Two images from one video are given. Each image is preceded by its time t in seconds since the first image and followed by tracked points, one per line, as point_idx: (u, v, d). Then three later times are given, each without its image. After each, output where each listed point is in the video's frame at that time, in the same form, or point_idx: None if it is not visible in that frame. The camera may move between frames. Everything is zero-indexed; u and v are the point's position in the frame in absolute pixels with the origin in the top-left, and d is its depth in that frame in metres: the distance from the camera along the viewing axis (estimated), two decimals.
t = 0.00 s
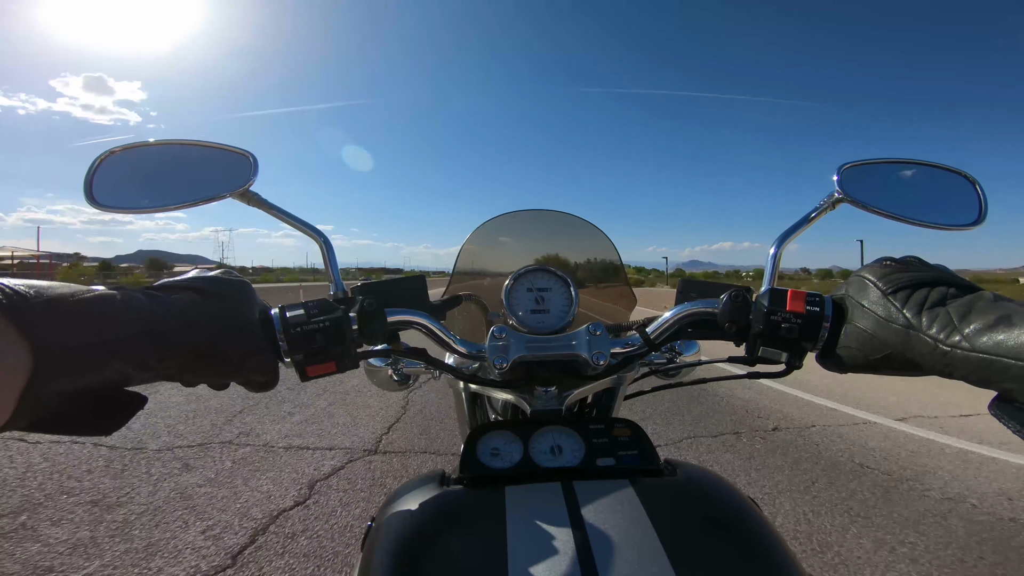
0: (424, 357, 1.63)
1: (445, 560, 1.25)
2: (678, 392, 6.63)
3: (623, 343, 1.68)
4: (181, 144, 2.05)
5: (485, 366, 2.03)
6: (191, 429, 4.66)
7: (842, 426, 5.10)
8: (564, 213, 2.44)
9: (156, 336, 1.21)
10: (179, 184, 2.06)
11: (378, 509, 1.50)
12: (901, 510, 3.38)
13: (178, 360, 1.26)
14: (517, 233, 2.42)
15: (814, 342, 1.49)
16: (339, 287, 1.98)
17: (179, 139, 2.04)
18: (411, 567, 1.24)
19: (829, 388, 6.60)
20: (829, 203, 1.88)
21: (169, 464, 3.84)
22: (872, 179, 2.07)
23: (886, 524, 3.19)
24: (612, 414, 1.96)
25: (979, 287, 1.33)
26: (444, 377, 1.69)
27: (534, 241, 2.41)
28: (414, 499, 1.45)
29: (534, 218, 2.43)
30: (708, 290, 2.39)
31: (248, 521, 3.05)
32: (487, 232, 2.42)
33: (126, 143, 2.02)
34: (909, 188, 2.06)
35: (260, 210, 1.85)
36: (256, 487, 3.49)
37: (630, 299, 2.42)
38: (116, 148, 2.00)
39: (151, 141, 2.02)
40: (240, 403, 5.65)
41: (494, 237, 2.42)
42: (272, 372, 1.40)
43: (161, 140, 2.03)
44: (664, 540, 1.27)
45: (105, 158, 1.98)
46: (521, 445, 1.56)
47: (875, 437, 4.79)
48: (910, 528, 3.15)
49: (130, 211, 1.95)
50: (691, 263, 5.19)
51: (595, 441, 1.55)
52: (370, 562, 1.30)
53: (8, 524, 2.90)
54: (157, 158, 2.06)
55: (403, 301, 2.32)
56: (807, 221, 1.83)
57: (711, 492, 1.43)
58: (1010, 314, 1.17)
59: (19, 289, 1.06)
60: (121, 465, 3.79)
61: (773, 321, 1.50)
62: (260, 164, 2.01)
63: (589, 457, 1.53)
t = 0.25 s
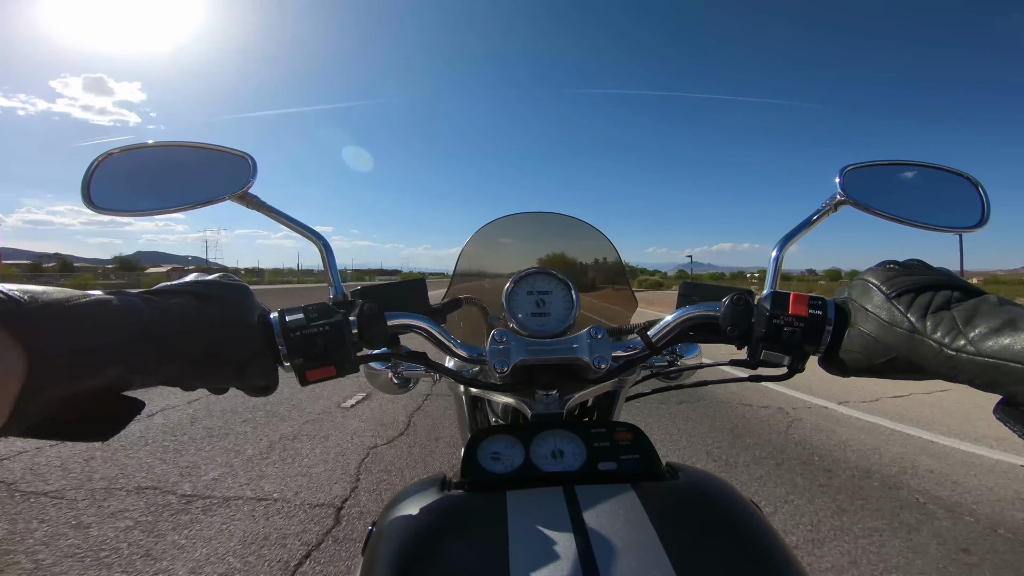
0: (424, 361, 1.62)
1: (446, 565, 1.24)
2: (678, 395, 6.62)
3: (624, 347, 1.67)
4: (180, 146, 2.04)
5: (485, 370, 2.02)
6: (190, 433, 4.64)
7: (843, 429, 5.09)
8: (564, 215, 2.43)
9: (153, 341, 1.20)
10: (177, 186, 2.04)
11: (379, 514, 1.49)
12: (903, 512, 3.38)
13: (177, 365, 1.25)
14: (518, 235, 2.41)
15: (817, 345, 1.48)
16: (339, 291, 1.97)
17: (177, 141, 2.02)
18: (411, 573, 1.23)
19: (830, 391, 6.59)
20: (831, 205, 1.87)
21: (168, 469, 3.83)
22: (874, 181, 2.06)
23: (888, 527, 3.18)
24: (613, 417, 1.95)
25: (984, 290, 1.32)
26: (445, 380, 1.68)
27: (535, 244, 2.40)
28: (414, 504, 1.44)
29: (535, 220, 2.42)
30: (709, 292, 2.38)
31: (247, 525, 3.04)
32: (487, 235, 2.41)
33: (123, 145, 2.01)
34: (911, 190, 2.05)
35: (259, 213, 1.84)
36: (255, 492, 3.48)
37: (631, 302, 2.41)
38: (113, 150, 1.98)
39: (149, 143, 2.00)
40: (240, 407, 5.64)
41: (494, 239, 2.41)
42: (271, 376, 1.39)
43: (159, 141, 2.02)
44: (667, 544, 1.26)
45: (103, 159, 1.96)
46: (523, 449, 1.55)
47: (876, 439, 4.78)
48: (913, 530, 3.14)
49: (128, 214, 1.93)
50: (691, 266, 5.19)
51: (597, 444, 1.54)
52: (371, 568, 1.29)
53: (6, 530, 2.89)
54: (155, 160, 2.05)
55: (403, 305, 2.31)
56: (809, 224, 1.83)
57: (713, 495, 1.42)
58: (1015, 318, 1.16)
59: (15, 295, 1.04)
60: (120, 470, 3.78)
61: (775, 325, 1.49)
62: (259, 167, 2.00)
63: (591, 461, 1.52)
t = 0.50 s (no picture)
0: (426, 362, 1.62)
1: (447, 567, 1.24)
2: (678, 396, 6.62)
3: (626, 348, 1.67)
4: (181, 147, 2.04)
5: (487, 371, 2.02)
6: (190, 435, 4.64)
7: (843, 429, 5.09)
8: (565, 216, 2.43)
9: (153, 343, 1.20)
10: (179, 187, 2.05)
11: (380, 515, 1.49)
12: (904, 513, 3.38)
13: (177, 367, 1.25)
14: (518, 236, 2.41)
15: (819, 347, 1.48)
16: (340, 292, 1.97)
17: (178, 143, 2.03)
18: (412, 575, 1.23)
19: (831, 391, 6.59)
20: (833, 206, 1.87)
21: (169, 470, 3.83)
22: (874, 182, 2.06)
23: (890, 527, 3.18)
24: (614, 419, 1.95)
25: (986, 292, 1.32)
26: (446, 382, 1.68)
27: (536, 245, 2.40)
28: (416, 506, 1.44)
29: (536, 221, 2.42)
30: (710, 293, 2.38)
31: (248, 527, 3.04)
32: (488, 236, 2.41)
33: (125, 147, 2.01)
34: (912, 191, 2.05)
35: (261, 215, 1.84)
36: (256, 493, 3.48)
37: (632, 303, 2.41)
38: (115, 152, 1.99)
39: (150, 145, 2.00)
40: (240, 408, 5.64)
41: (495, 241, 2.42)
42: (272, 378, 1.39)
43: (160, 143, 2.02)
44: (669, 545, 1.26)
45: (104, 162, 1.97)
46: (524, 451, 1.55)
47: (877, 440, 4.78)
48: (914, 531, 3.14)
49: (129, 216, 1.94)
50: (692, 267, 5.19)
51: (599, 446, 1.54)
52: (371, 569, 1.29)
53: (7, 532, 2.89)
54: (157, 162, 2.05)
55: (404, 306, 2.31)
56: (810, 226, 1.82)
57: (715, 497, 1.42)
58: (1018, 320, 1.16)
59: (15, 299, 1.04)
60: (121, 472, 3.78)
61: (777, 326, 1.49)
62: (260, 168, 2.00)
63: (593, 462, 1.52)
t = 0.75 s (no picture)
0: (425, 360, 1.61)
1: (446, 567, 1.23)
2: (678, 395, 6.62)
3: (626, 346, 1.67)
4: (180, 145, 2.03)
5: (486, 369, 2.01)
6: (189, 433, 4.63)
7: (843, 428, 5.09)
8: (564, 214, 2.42)
9: (152, 339, 1.19)
10: (177, 185, 2.04)
11: (378, 514, 1.48)
12: (904, 511, 3.37)
13: (175, 364, 1.24)
14: (518, 234, 2.41)
15: (820, 345, 1.47)
16: (339, 290, 1.96)
17: (177, 140, 2.02)
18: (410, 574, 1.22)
19: (831, 391, 6.58)
20: (833, 204, 1.86)
21: (168, 468, 3.82)
22: (875, 180, 2.06)
23: (889, 525, 3.18)
24: (614, 417, 1.94)
25: (987, 289, 1.31)
26: (445, 380, 1.67)
27: (535, 243, 2.39)
28: (414, 504, 1.43)
29: (535, 220, 2.42)
30: (710, 292, 2.37)
31: (247, 525, 3.03)
32: (487, 235, 2.41)
33: (123, 143, 2.00)
34: (912, 189, 2.04)
35: (259, 212, 1.83)
36: (256, 491, 3.48)
37: (632, 303, 2.40)
38: (113, 149, 1.98)
39: (149, 142, 1.99)
40: (240, 406, 5.64)
41: (494, 239, 2.41)
42: (271, 375, 1.38)
43: (159, 140, 2.01)
44: (669, 545, 1.25)
45: (103, 158, 1.96)
46: (523, 449, 1.54)
47: (877, 439, 4.77)
48: (914, 529, 3.14)
49: (127, 213, 1.93)
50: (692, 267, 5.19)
51: (598, 445, 1.54)
52: (369, 569, 1.28)
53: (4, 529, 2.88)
54: (155, 159, 2.04)
55: (403, 304, 2.30)
56: (810, 223, 1.82)
57: (715, 496, 1.41)
58: (1019, 316, 1.16)
59: (12, 292, 1.04)
60: (120, 469, 3.78)
61: (777, 324, 1.48)
62: (258, 165, 1.99)
63: (592, 461, 1.51)
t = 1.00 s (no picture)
0: (426, 364, 1.63)
1: (446, 566, 1.25)
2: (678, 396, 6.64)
3: (625, 350, 1.68)
4: (184, 150, 2.06)
5: (487, 373, 2.03)
6: (191, 435, 4.65)
7: (843, 429, 5.10)
8: (564, 219, 2.44)
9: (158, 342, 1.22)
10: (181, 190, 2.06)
11: (380, 515, 1.50)
12: (904, 511, 3.39)
13: (180, 367, 1.26)
14: (518, 238, 2.43)
15: (816, 348, 1.49)
16: (341, 294, 1.98)
17: (181, 146, 2.05)
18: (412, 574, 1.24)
19: (831, 392, 6.60)
20: (830, 208, 1.88)
21: (171, 469, 3.85)
22: (871, 183, 2.08)
23: (888, 525, 3.20)
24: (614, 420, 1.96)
25: (980, 292, 1.33)
26: (447, 383, 1.69)
27: (535, 247, 2.41)
28: (416, 505, 1.45)
29: (536, 224, 2.43)
30: (710, 295, 2.39)
31: (251, 526, 3.06)
32: (488, 239, 2.43)
33: (128, 149, 2.03)
34: (908, 193, 2.07)
35: (263, 218, 1.85)
36: (259, 493, 3.50)
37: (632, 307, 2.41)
38: (118, 154, 2.01)
39: (154, 147, 2.02)
40: (242, 408, 5.66)
41: (495, 243, 2.43)
42: (274, 379, 1.40)
43: (163, 146, 2.04)
44: (667, 545, 1.27)
45: (108, 163, 1.99)
46: (524, 451, 1.56)
47: (878, 439, 4.79)
48: (913, 529, 3.15)
49: (131, 217, 1.96)
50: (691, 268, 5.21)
51: (598, 446, 1.56)
52: (371, 569, 1.30)
53: (9, 530, 2.90)
54: (159, 165, 2.07)
55: (405, 308, 2.32)
56: (808, 227, 1.84)
57: (714, 497, 1.43)
58: (1011, 319, 1.18)
59: (22, 297, 1.06)
60: (123, 470, 3.80)
61: (774, 327, 1.50)
62: (261, 171, 2.01)
63: (592, 463, 1.53)
